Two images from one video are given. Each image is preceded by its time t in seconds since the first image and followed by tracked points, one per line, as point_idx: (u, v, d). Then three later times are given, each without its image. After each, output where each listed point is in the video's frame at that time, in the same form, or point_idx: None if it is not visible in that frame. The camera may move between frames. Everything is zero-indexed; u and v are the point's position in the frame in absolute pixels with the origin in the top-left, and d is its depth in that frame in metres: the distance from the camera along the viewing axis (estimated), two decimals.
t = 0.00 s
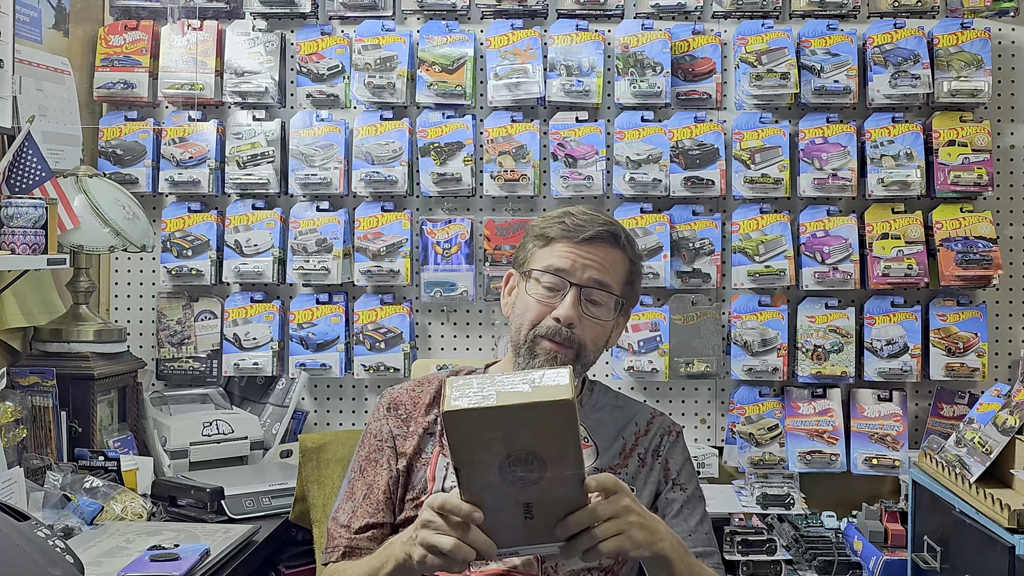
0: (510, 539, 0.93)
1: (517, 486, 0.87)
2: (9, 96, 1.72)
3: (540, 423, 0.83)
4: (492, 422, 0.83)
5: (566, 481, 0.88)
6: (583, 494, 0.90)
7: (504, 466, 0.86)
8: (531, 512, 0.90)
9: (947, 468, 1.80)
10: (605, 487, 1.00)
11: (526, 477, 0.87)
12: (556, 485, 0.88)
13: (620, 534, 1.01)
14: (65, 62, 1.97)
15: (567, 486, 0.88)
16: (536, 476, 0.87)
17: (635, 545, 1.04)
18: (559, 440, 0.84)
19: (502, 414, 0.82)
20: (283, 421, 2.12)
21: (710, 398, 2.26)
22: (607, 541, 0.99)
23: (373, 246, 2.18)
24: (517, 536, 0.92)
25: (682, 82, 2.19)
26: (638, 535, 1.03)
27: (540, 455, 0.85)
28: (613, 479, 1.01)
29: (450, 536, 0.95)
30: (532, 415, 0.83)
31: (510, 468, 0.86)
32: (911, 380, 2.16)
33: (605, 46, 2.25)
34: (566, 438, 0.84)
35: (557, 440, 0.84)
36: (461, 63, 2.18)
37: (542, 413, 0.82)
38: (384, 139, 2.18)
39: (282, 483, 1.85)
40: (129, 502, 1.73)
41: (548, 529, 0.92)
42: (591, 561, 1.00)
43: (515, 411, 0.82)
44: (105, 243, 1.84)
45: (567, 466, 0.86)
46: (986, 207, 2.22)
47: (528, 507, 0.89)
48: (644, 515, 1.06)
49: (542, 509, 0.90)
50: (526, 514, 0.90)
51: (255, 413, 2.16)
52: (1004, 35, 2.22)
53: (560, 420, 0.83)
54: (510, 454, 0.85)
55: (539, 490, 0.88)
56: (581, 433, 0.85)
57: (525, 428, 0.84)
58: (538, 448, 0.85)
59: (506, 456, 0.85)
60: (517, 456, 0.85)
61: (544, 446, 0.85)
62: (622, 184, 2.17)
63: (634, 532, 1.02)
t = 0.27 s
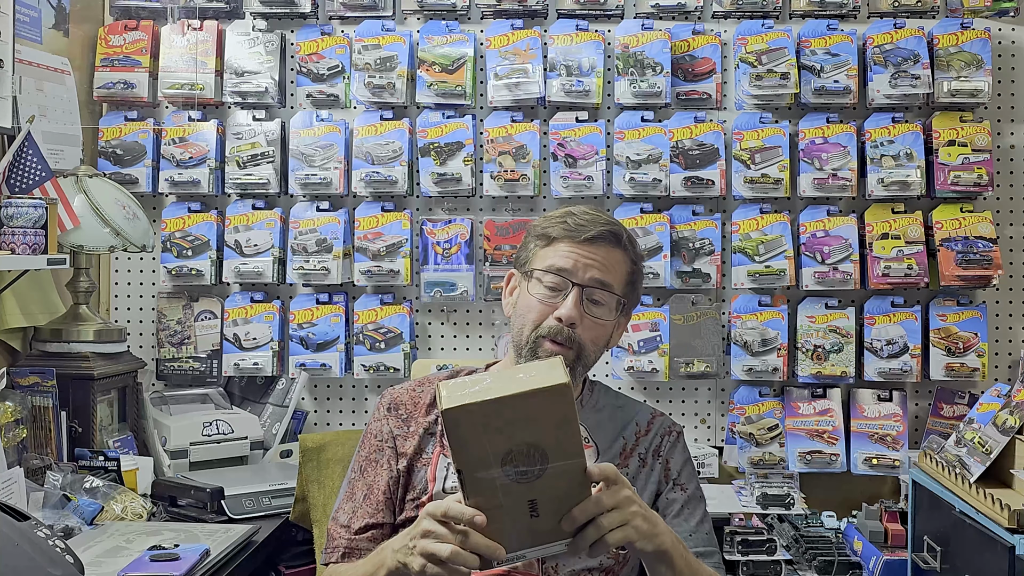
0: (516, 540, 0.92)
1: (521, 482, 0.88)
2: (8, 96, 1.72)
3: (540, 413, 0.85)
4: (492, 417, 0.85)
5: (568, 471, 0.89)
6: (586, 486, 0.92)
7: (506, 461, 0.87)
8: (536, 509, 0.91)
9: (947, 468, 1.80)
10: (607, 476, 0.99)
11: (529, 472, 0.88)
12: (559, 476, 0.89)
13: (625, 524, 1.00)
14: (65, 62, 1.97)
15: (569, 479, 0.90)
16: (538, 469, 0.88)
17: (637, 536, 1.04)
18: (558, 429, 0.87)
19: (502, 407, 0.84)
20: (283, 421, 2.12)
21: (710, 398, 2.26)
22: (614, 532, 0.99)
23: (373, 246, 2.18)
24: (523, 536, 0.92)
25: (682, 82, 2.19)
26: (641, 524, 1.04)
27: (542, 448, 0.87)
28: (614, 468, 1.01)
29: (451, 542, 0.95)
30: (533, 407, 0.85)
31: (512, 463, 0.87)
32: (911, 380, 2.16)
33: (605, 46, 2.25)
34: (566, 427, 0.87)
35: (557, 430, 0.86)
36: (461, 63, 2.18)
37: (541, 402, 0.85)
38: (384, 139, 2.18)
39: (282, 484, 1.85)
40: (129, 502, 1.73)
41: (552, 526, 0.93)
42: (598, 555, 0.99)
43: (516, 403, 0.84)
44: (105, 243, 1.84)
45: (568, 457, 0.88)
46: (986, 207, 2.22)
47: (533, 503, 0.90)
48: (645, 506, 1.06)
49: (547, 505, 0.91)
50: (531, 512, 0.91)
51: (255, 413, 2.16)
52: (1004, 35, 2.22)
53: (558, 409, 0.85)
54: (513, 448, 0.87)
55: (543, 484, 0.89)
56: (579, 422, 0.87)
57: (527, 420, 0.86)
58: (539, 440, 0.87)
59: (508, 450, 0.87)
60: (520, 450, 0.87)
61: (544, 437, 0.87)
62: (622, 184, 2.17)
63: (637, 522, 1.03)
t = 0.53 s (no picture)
0: (516, 538, 0.92)
1: (519, 478, 0.89)
2: (8, 97, 1.72)
3: (534, 408, 0.88)
4: (488, 412, 0.87)
5: (565, 466, 0.91)
6: (585, 481, 0.92)
7: (504, 456, 0.89)
8: (535, 506, 0.91)
9: (947, 468, 1.80)
10: (604, 471, 1.00)
11: (526, 466, 0.89)
12: (556, 471, 0.90)
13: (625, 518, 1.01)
14: (65, 62, 1.97)
15: (567, 473, 0.91)
16: (535, 463, 0.89)
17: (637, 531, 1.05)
18: (553, 423, 0.89)
19: (497, 402, 0.87)
20: (283, 421, 2.12)
21: (710, 398, 2.26)
22: (613, 526, 1.00)
23: (373, 246, 2.18)
24: (524, 535, 0.93)
25: (682, 82, 2.19)
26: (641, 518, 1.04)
27: (537, 443, 0.89)
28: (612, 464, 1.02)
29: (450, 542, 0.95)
30: (527, 400, 0.87)
31: (510, 459, 0.89)
32: (911, 380, 2.16)
33: (605, 46, 2.25)
34: (560, 420, 0.89)
35: (552, 423, 0.89)
36: (461, 63, 2.18)
37: (534, 396, 0.87)
38: (384, 139, 2.18)
39: (283, 484, 1.86)
40: (129, 502, 1.73)
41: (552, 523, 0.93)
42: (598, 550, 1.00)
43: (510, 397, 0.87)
44: (105, 243, 1.84)
45: (564, 449, 0.90)
46: (986, 207, 2.22)
47: (532, 499, 0.91)
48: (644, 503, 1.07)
49: (546, 502, 0.91)
50: (531, 509, 0.91)
51: (255, 413, 2.16)
52: (1004, 35, 2.22)
53: (551, 402, 0.88)
54: (509, 443, 0.88)
55: (541, 479, 0.90)
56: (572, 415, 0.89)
57: (523, 414, 0.87)
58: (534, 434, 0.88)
59: (504, 446, 0.88)
60: (516, 445, 0.89)
61: (539, 431, 0.89)
62: (622, 184, 2.17)
63: (637, 516, 1.03)
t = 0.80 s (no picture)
0: (507, 537, 0.93)
1: (506, 479, 0.89)
2: (9, 97, 1.72)
3: (519, 410, 0.86)
4: (471, 419, 0.85)
5: (553, 466, 0.90)
6: (572, 479, 0.92)
7: (491, 458, 0.88)
8: (525, 506, 0.91)
9: (947, 468, 1.80)
10: (593, 471, 1.01)
11: (513, 468, 0.89)
12: (544, 471, 0.90)
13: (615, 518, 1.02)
14: (65, 62, 1.97)
15: (555, 473, 0.90)
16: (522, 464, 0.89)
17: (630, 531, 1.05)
18: (538, 423, 0.87)
19: (481, 406, 0.85)
20: (283, 421, 2.12)
21: (710, 398, 2.26)
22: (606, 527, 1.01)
23: (373, 246, 2.18)
24: (515, 534, 0.93)
25: (682, 82, 2.19)
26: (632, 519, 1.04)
27: (524, 443, 0.88)
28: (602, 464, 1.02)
29: (442, 542, 0.95)
30: (511, 405, 0.85)
31: (497, 461, 0.88)
32: (911, 380, 2.16)
33: (605, 46, 2.25)
34: (546, 421, 0.87)
35: (537, 424, 0.87)
36: (461, 63, 2.18)
37: (518, 398, 0.85)
38: (384, 139, 2.18)
39: (283, 484, 1.86)
40: (129, 502, 1.73)
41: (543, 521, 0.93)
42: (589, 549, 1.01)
43: (493, 400, 0.85)
44: (105, 243, 1.84)
45: (551, 451, 0.89)
46: (986, 207, 2.22)
47: (521, 499, 0.91)
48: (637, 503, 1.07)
49: (535, 502, 0.91)
50: (521, 509, 0.91)
51: (255, 413, 2.16)
52: (1004, 35, 2.22)
53: (536, 403, 0.86)
54: (495, 445, 0.87)
55: (529, 480, 0.89)
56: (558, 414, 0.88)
57: (508, 419, 0.86)
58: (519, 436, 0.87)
59: (490, 448, 0.87)
60: (502, 446, 0.88)
61: (526, 432, 0.87)
62: (622, 184, 2.17)
63: (628, 516, 1.04)
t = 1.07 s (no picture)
0: (485, 492, 0.92)
1: (474, 424, 0.89)
2: (8, 97, 1.72)
3: (477, 351, 0.87)
4: (428, 363, 0.87)
5: (519, 408, 0.89)
6: (542, 421, 0.90)
7: (456, 404, 0.89)
8: (497, 455, 0.90)
9: (947, 468, 1.80)
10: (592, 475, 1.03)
11: (479, 412, 0.89)
12: (511, 415, 0.89)
13: (617, 518, 1.05)
14: (65, 62, 1.97)
15: (522, 414, 0.89)
16: (489, 407, 0.89)
17: (632, 532, 1.07)
18: (499, 364, 0.88)
19: (439, 350, 0.87)
20: (283, 421, 2.12)
21: (710, 398, 2.26)
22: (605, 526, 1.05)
23: (373, 246, 2.18)
24: (492, 487, 0.92)
25: (682, 82, 2.19)
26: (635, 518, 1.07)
27: (486, 386, 0.88)
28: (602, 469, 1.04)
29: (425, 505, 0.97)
30: (465, 345, 0.87)
31: (462, 406, 0.89)
32: (911, 380, 2.16)
33: (605, 46, 2.25)
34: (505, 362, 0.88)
35: (498, 366, 0.88)
36: (461, 63, 2.18)
37: (473, 339, 0.87)
38: (384, 139, 2.18)
39: (283, 483, 1.86)
40: (129, 502, 1.73)
41: (520, 471, 0.91)
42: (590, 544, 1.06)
43: (449, 344, 0.86)
44: (105, 243, 1.84)
45: (514, 393, 0.89)
46: (986, 207, 2.22)
47: (492, 447, 0.90)
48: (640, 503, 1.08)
49: (507, 449, 0.90)
50: (493, 458, 0.90)
51: (255, 413, 2.16)
52: (1004, 35, 2.22)
53: (493, 343, 0.87)
54: (460, 390, 0.88)
55: (495, 422, 0.89)
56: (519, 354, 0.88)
57: (464, 361, 0.87)
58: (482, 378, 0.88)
59: (455, 393, 0.88)
60: (466, 391, 0.88)
61: (488, 374, 0.88)
62: (622, 184, 2.17)
63: (629, 518, 1.06)
